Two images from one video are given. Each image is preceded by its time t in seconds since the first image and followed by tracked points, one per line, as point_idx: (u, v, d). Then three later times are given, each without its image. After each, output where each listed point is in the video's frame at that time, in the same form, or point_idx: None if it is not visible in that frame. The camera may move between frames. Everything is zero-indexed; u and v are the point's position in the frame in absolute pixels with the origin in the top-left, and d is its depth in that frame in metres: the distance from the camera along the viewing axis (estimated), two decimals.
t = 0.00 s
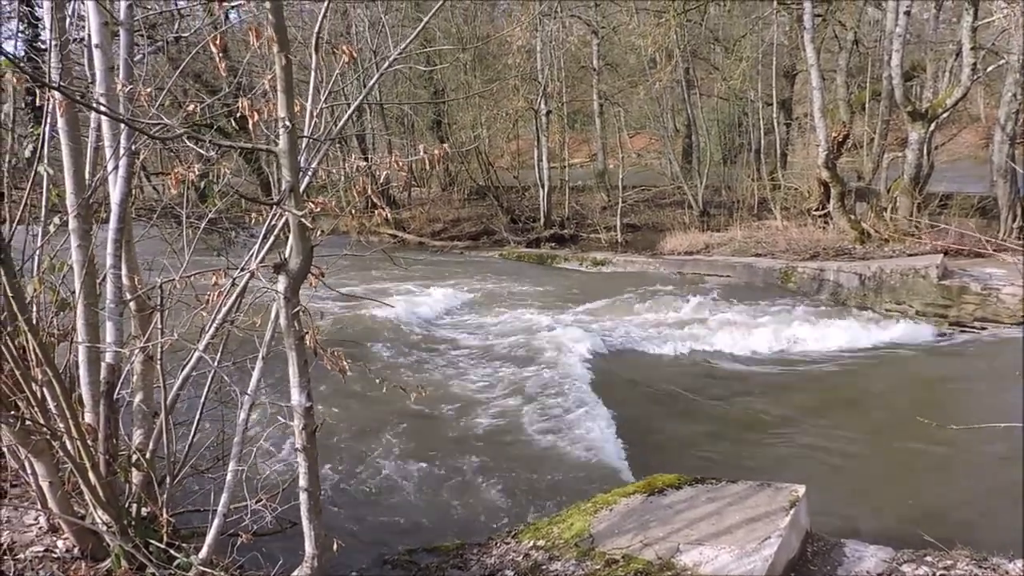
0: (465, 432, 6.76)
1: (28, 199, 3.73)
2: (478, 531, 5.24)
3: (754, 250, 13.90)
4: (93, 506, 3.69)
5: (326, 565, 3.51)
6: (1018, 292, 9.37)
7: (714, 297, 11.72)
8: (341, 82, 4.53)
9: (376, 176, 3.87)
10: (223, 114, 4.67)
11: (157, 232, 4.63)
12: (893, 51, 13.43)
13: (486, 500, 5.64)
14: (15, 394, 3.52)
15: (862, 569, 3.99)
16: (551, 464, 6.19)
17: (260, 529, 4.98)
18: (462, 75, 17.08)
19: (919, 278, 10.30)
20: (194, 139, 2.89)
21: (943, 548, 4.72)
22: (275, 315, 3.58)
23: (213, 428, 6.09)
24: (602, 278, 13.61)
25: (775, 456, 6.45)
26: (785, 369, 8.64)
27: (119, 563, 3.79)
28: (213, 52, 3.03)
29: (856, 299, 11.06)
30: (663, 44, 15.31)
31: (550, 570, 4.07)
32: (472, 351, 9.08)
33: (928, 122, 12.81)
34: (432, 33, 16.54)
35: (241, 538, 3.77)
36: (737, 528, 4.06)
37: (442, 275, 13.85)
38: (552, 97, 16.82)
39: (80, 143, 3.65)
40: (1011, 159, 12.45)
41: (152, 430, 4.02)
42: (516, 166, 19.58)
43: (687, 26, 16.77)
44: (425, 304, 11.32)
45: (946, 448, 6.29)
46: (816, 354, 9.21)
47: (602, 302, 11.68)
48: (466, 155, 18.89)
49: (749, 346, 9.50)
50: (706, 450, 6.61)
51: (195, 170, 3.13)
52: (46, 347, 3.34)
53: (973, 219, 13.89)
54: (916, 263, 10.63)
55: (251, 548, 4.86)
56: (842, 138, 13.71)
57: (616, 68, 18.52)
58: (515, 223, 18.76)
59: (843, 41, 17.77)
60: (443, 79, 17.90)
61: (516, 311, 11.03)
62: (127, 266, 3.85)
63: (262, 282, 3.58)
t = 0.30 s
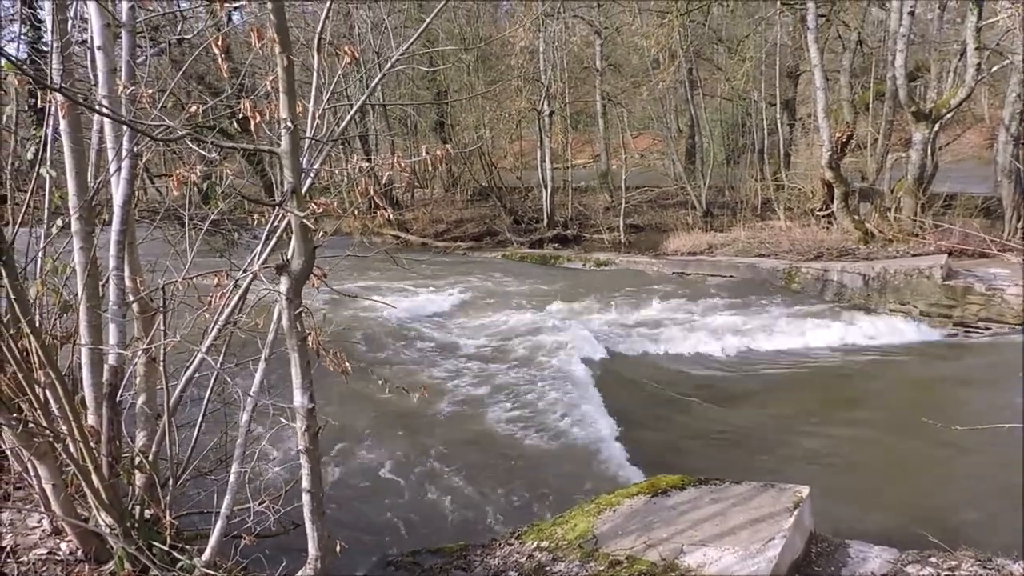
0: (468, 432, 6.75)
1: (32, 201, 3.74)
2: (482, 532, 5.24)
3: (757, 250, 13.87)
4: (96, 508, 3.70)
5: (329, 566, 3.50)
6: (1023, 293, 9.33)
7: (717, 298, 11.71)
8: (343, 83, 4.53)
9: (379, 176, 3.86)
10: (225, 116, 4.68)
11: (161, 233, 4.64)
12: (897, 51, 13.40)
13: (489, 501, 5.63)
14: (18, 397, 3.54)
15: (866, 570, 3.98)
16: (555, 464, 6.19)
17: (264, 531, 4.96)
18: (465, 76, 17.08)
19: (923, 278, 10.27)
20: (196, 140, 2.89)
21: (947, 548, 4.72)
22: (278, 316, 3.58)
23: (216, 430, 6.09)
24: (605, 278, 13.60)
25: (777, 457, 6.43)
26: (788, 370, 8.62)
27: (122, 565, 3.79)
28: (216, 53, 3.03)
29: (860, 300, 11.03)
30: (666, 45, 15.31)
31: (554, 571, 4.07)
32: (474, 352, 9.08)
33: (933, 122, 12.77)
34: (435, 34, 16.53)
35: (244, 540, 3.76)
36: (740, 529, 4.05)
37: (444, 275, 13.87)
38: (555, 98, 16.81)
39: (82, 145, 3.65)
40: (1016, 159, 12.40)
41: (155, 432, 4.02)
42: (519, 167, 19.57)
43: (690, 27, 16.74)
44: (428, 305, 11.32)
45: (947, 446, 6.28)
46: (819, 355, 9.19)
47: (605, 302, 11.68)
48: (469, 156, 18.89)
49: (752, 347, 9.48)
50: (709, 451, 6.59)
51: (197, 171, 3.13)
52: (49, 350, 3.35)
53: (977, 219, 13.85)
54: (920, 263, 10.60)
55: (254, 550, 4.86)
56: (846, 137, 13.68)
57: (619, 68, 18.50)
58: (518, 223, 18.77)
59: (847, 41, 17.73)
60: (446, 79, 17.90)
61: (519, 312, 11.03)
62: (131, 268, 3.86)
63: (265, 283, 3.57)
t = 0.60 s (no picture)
0: (470, 432, 6.75)
1: (33, 202, 3.75)
2: (485, 532, 5.23)
3: (760, 250, 13.84)
4: (98, 509, 3.71)
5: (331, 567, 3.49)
6: None
7: (719, 297, 11.69)
8: (344, 83, 4.52)
9: (381, 176, 3.85)
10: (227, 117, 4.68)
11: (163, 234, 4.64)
12: (900, 50, 13.37)
13: (492, 501, 5.63)
14: (20, 398, 3.55)
15: (870, 570, 3.97)
16: (557, 464, 6.18)
17: (266, 532, 4.99)
18: (467, 76, 17.08)
19: (926, 278, 10.25)
20: (198, 141, 2.89)
21: (952, 549, 4.70)
22: (279, 317, 3.57)
23: (218, 430, 6.10)
24: (607, 278, 13.59)
25: (779, 457, 6.41)
26: (790, 369, 8.60)
27: (124, 566, 3.79)
28: (217, 53, 3.03)
29: (862, 299, 11.01)
30: (669, 44, 15.31)
31: (556, 571, 4.06)
32: (476, 352, 9.08)
33: (936, 122, 12.73)
34: (437, 34, 16.54)
35: (246, 541, 3.76)
36: (743, 528, 4.05)
37: (447, 275, 13.88)
38: (557, 97, 16.81)
39: (83, 146, 3.65)
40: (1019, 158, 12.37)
41: (157, 433, 4.02)
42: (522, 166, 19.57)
43: (692, 26, 16.73)
44: (430, 305, 11.31)
45: (950, 446, 6.29)
46: (822, 354, 9.17)
47: (607, 302, 11.68)
48: (471, 156, 18.90)
49: (755, 346, 9.46)
50: (712, 451, 6.58)
51: (198, 171, 3.12)
52: (50, 352, 3.36)
53: (980, 219, 13.82)
54: (923, 263, 10.57)
55: (256, 551, 4.87)
56: (849, 137, 13.65)
57: (621, 68, 18.48)
58: (520, 223, 18.77)
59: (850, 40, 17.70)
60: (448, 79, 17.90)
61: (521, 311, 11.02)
62: (132, 268, 3.86)
63: (266, 284, 3.57)
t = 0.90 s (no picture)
0: (470, 433, 6.74)
1: (31, 204, 3.75)
2: (485, 534, 5.22)
3: (759, 249, 13.84)
4: (97, 511, 3.71)
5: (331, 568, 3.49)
6: None
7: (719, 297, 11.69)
8: (343, 83, 4.52)
9: (380, 177, 3.84)
10: (227, 118, 4.68)
11: (162, 235, 4.64)
12: (899, 49, 13.37)
13: (493, 502, 5.62)
14: (19, 400, 3.55)
15: (870, 569, 3.97)
16: (557, 465, 6.18)
17: (265, 534, 5.00)
18: (466, 76, 17.06)
19: (925, 277, 10.25)
20: (196, 141, 2.89)
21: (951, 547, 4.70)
22: (278, 317, 3.57)
23: (218, 432, 6.09)
24: (607, 278, 13.59)
25: (781, 455, 6.42)
26: (791, 368, 8.60)
27: (124, 568, 3.79)
28: (215, 53, 3.03)
29: (862, 299, 11.01)
30: (668, 44, 15.29)
31: (557, 571, 4.06)
32: (476, 352, 9.07)
33: (935, 121, 12.73)
34: (436, 35, 16.53)
35: (245, 542, 3.75)
36: (744, 528, 4.04)
37: (447, 275, 13.88)
38: (557, 97, 16.80)
39: (81, 147, 3.65)
40: (1019, 157, 12.37)
41: (157, 434, 4.03)
42: (521, 166, 19.56)
43: (692, 26, 16.71)
44: (430, 305, 11.31)
45: (949, 444, 6.29)
46: (821, 353, 9.16)
47: (607, 302, 11.67)
48: (470, 156, 18.89)
49: (754, 346, 9.46)
50: (712, 450, 6.57)
51: (197, 172, 3.13)
52: (48, 353, 3.36)
53: (980, 217, 13.82)
54: (923, 262, 10.57)
55: (256, 552, 4.87)
56: (848, 136, 13.64)
57: (621, 68, 18.49)
58: (520, 223, 18.77)
59: (849, 40, 17.67)
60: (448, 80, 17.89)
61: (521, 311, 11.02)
62: (131, 269, 3.86)
63: (266, 284, 3.57)
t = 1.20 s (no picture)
0: (465, 433, 6.75)
1: (24, 203, 3.73)
2: (480, 534, 5.22)
3: (754, 249, 13.87)
4: (90, 512, 3.70)
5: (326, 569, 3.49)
6: (1018, 290, 9.34)
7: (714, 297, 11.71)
8: (339, 84, 4.51)
9: (376, 177, 3.83)
10: (222, 117, 4.67)
11: (156, 234, 4.62)
12: (893, 50, 13.42)
13: (488, 503, 5.62)
14: (12, 400, 3.54)
15: (864, 568, 3.98)
16: (553, 465, 6.18)
17: (260, 534, 5.00)
18: (462, 76, 17.05)
19: (919, 277, 10.29)
20: (191, 141, 2.88)
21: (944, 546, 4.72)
22: (273, 317, 3.57)
23: (212, 433, 6.08)
24: (602, 277, 13.61)
25: (776, 455, 6.45)
26: (785, 368, 8.62)
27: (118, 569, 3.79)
28: (210, 53, 3.02)
29: (856, 299, 11.04)
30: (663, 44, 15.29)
31: (552, 571, 4.06)
32: (472, 352, 9.07)
33: (929, 122, 12.77)
34: (432, 35, 16.51)
35: (240, 543, 3.74)
36: (738, 528, 4.05)
37: (442, 276, 13.87)
38: (552, 97, 16.80)
39: (75, 147, 3.64)
40: (1011, 157, 12.43)
41: (150, 435, 4.02)
42: (517, 167, 19.56)
43: (687, 27, 16.73)
44: (425, 305, 11.31)
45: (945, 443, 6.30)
46: (816, 353, 9.19)
47: (603, 302, 11.68)
48: (466, 156, 18.88)
49: (749, 346, 9.46)
50: (707, 450, 6.58)
51: (191, 171, 3.12)
52: (41, 353, 3.35)
53: (973, 217, 13.89)
54: (917, 262, 10.62)
55: (250, 553, 4.86)
56: (842, 136, 13.67)
57: (616, 68, 18.50)
58: (515, 223, 18.78)
59: (844, 41, 17.71)
60: (443, 80, 17.89)
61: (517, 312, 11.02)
62: (125, 269, 3.85)
63: (261, 285, 3.57)
